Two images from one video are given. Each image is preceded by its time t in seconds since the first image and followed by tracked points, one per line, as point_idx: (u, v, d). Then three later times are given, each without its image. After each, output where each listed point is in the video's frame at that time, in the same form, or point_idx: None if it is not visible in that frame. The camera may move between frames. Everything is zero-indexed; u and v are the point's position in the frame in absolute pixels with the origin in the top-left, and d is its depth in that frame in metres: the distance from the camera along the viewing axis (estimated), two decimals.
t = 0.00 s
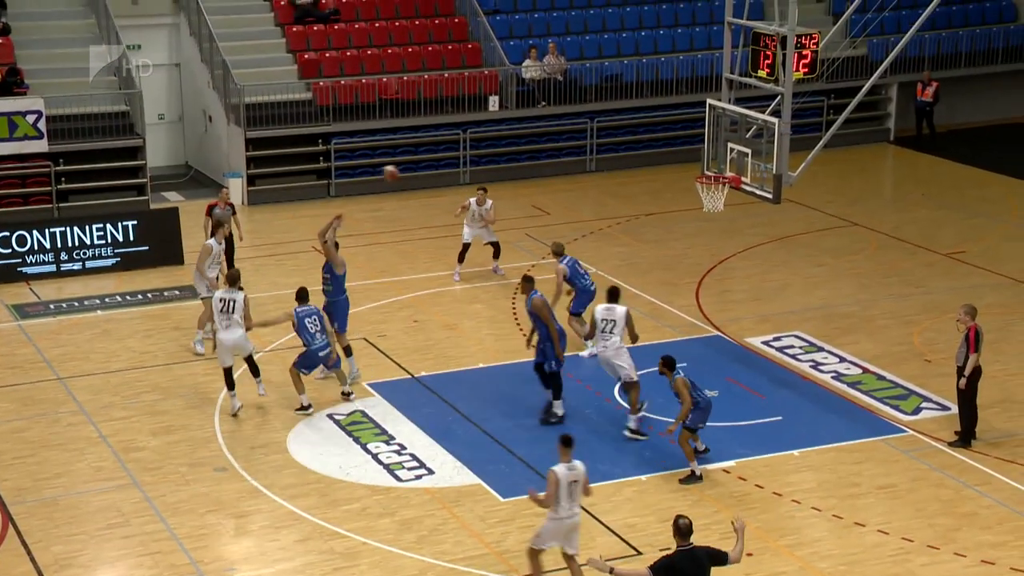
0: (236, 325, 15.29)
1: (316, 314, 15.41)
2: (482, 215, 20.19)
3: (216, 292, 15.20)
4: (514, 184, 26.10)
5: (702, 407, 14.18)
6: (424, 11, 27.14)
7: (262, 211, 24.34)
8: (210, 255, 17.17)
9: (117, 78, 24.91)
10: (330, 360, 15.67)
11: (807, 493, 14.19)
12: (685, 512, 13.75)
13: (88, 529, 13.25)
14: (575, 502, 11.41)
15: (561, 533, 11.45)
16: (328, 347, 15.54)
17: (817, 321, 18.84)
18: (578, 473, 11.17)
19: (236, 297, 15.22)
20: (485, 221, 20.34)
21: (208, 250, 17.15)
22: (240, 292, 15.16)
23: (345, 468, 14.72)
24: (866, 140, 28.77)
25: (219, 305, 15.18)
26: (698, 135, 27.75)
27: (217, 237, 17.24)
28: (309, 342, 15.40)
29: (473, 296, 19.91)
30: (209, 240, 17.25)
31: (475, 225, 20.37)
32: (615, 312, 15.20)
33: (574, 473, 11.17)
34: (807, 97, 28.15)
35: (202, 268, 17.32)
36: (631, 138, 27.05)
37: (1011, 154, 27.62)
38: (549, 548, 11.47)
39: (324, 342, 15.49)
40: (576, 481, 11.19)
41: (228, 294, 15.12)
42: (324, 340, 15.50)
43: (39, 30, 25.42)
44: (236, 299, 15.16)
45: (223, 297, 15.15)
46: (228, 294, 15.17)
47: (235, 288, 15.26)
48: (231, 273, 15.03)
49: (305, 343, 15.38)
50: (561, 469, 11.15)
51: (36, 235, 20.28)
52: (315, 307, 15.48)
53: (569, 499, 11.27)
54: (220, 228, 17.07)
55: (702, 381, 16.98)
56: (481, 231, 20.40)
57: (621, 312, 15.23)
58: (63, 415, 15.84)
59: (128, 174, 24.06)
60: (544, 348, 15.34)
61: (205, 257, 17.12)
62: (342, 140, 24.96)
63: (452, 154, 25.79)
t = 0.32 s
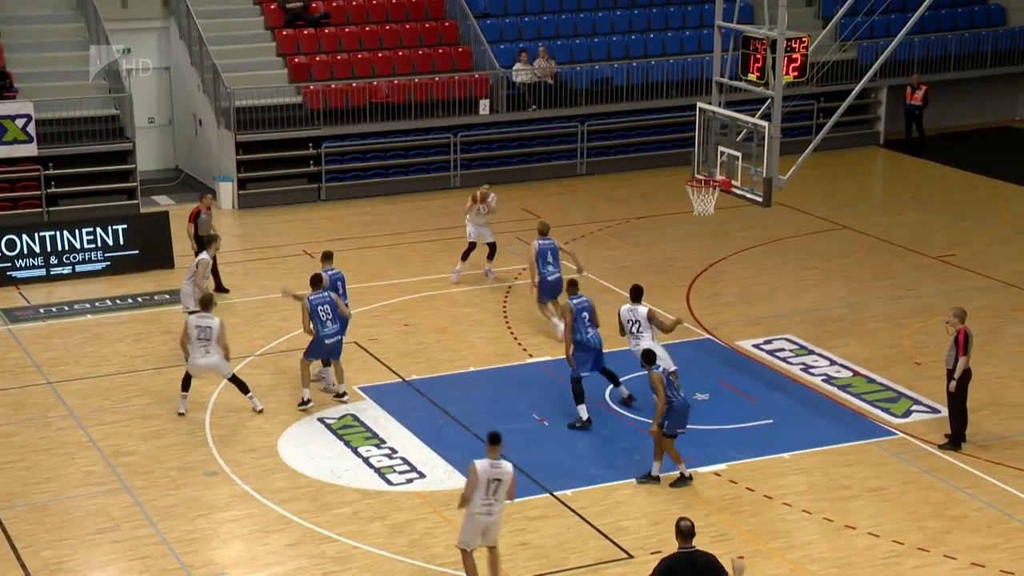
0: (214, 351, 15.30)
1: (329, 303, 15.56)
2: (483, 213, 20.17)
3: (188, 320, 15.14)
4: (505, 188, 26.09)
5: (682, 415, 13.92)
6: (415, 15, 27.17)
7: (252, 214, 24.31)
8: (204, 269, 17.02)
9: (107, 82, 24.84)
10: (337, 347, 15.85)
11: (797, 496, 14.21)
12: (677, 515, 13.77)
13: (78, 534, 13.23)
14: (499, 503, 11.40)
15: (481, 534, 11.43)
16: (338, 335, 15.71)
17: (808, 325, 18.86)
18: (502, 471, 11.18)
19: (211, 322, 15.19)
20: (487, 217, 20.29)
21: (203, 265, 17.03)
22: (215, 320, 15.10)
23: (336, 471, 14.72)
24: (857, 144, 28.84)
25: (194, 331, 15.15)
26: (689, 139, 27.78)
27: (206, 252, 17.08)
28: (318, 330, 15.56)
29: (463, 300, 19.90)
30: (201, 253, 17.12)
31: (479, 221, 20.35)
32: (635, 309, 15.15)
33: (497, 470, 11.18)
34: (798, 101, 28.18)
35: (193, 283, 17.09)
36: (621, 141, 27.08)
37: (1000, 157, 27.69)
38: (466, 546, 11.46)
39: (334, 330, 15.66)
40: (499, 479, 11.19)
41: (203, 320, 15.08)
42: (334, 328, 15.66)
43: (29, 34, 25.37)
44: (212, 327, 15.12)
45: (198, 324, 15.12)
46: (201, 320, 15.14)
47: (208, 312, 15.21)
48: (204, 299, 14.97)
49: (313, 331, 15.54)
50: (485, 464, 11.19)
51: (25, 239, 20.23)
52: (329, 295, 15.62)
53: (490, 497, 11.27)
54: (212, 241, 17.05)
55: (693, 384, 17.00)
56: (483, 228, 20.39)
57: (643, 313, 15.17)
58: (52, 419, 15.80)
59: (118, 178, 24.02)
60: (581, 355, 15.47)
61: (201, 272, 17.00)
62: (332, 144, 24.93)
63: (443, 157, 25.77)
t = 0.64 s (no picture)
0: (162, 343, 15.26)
1: (335, 314, 15.44)
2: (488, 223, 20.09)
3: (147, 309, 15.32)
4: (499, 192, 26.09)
5: (663, 418, 13.95)
6: (408, 19, 27.19)
7: (245, 219, 24.29)
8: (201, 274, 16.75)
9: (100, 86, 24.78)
10: (350, 358, 15.70)
11: (791, 500, 14.21)
12: (671, 519, 13.78)
13: (72, 539, 13.22)
14: (453, 512, 11.49)
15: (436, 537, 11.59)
16: (345, 346, 15.59)
17: (801, 329, 18.87)
18: (452, 476, 11.33)
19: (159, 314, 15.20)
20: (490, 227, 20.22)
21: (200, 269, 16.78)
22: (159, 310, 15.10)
23: (329, 476, 14.71)
24: (850, 148, 28.88)
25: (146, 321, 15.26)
26: (683, 143, 27.80)
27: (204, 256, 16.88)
28: (323, 339, 15.54)
29: (457, 304, 19.90)
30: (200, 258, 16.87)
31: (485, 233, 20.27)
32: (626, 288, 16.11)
33: (448, 476, 11.34)
34: (791, 105, 28.20)
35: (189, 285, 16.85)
36: (615, 145, 27.09)
37: (992, 161, 27.73)
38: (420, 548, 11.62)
39: (339, 341, 15.55)
40: (450, 484, 11.33)
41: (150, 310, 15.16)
42: (340, 339, 15.55)
43: (25, 37, 25.32)
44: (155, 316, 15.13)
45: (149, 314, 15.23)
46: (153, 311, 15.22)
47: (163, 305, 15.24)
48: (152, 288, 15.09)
49: (317, 339, 15.53)
50: (435, 469, 11.38)
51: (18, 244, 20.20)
52: (338, 305, 15.49)
53: (441, 503, 11.42)
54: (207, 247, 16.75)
55: (687, 388, 17.00)
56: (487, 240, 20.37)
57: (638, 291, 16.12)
58: (46, 424, 15.78)
59: (111, 182, 23.99)
60: (602, 339, 15.96)
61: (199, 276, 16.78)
62: (325, 148, 24.91)
63: (436, 162, 25.77)
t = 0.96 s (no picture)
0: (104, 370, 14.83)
1: (361, 314, 15.45)
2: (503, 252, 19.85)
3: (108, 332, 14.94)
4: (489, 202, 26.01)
5: (653, 433, 13.85)
6: (398, 28, 27.15)
7: (234, 229, 24.19)
8: (191, 288, 16.65)
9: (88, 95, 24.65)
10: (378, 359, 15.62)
11: (782, 511, 14.15)
12: (662, 530, 13.71)
13: (59, 552, 13.12)
14: (415, 521, 11.38)
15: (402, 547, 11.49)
16: (373, 345, 15.54)
17: (792, 339, 18.82)
18: (412, 484, 11.24)
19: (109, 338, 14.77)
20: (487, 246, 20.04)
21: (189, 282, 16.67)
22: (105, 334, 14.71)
23: (319, 488, 14.63)
24: (841, 158, 28.86)
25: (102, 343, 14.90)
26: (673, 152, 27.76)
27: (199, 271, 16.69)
28: (350, 341, 15.46)
29: (447, 314, 19.83)
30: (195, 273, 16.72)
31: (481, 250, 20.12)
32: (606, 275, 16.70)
33: (409, 483, 11.26)
34: (782, 115, 28.18)
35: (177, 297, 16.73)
36: (606, 154, 27.04)
37: (981, 171, 27.75)
38: (386, 560, 11.53)
39: (368, 341, 15.50)
40: (409, 491, 11.25)
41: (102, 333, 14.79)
42: (368, 339, 15.51)
43: (14, 47, 25.20)
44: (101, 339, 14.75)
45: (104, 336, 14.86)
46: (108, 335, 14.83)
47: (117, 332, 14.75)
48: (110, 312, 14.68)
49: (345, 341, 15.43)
50: (398, 475, 11.33)
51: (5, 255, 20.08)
52: (362, 306, 15.52)
53: (402, 511, 11.34)
54: (206, 263, 16.54)
55: (678, 399, 16.93)
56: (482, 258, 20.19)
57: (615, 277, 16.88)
58: (32, 437, 15.67)
59: (99, 192, 23.89)
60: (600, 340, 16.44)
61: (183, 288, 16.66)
62: (315, 158, 24.84)
63: (426, 172, 25.70)
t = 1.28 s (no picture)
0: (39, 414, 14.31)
1: (378, 338, 14.87)
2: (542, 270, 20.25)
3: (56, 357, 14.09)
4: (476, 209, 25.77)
5: (650, 443, 13.70)
6: (382, 33, 26.89)
7: (218, 236, 23.91)
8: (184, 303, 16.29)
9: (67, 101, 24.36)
10: (393, 387, 15.03)
11: (773, 522, 13.91)
12: (651, 542, 13.46)
13: (36, 566, 12.84)
14: (398, 535, 11.09)
15: (391, 561, 11.20)
16: (388, 372, 14.96)
17: (783, 347, 18.59)
18: (394, 494, 10.99)
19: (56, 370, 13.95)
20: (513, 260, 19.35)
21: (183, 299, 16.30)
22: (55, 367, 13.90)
23: (302, 500, 14.36)
24: (832, 164, 28.68)
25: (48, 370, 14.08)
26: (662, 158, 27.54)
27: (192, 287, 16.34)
28: (365, 365, 14.94)
29: (433, 323, 19.56)
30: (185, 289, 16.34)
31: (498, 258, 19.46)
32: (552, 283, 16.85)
33: (391, 494, 11.00)
34: (772, 120, 27.98)
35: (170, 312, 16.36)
36: (594, 160, 26.81)
37: (972, 177, 27.57)
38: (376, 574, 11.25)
39: (382, 367, 14.93)
40: (391, 503, 10.99)
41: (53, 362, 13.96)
42: (383, 364, 14.93)
43: None
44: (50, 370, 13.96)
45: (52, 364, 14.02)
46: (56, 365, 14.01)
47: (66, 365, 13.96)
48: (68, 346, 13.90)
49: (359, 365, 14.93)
50: (381, 487, 11.10)
51: None
52: (380, 330, 14.94)
53: (385, 524, 11.07)
54: (200, 277, 16.21)
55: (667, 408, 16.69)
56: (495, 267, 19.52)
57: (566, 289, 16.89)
58: (9, 449, 15.38)
59: (79, 199, 23.59)
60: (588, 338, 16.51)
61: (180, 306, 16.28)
62: (298, 164, 24.56)
63: (411, 178, 25.44)
